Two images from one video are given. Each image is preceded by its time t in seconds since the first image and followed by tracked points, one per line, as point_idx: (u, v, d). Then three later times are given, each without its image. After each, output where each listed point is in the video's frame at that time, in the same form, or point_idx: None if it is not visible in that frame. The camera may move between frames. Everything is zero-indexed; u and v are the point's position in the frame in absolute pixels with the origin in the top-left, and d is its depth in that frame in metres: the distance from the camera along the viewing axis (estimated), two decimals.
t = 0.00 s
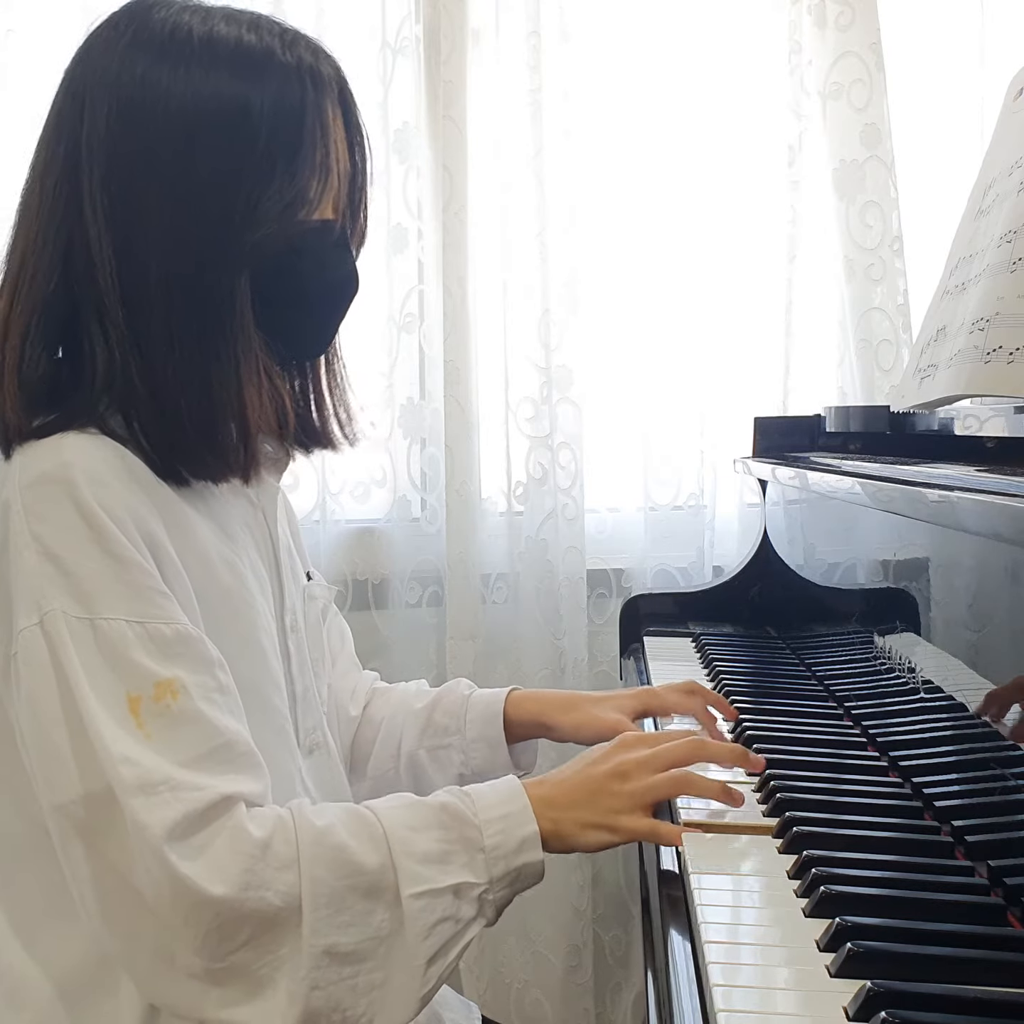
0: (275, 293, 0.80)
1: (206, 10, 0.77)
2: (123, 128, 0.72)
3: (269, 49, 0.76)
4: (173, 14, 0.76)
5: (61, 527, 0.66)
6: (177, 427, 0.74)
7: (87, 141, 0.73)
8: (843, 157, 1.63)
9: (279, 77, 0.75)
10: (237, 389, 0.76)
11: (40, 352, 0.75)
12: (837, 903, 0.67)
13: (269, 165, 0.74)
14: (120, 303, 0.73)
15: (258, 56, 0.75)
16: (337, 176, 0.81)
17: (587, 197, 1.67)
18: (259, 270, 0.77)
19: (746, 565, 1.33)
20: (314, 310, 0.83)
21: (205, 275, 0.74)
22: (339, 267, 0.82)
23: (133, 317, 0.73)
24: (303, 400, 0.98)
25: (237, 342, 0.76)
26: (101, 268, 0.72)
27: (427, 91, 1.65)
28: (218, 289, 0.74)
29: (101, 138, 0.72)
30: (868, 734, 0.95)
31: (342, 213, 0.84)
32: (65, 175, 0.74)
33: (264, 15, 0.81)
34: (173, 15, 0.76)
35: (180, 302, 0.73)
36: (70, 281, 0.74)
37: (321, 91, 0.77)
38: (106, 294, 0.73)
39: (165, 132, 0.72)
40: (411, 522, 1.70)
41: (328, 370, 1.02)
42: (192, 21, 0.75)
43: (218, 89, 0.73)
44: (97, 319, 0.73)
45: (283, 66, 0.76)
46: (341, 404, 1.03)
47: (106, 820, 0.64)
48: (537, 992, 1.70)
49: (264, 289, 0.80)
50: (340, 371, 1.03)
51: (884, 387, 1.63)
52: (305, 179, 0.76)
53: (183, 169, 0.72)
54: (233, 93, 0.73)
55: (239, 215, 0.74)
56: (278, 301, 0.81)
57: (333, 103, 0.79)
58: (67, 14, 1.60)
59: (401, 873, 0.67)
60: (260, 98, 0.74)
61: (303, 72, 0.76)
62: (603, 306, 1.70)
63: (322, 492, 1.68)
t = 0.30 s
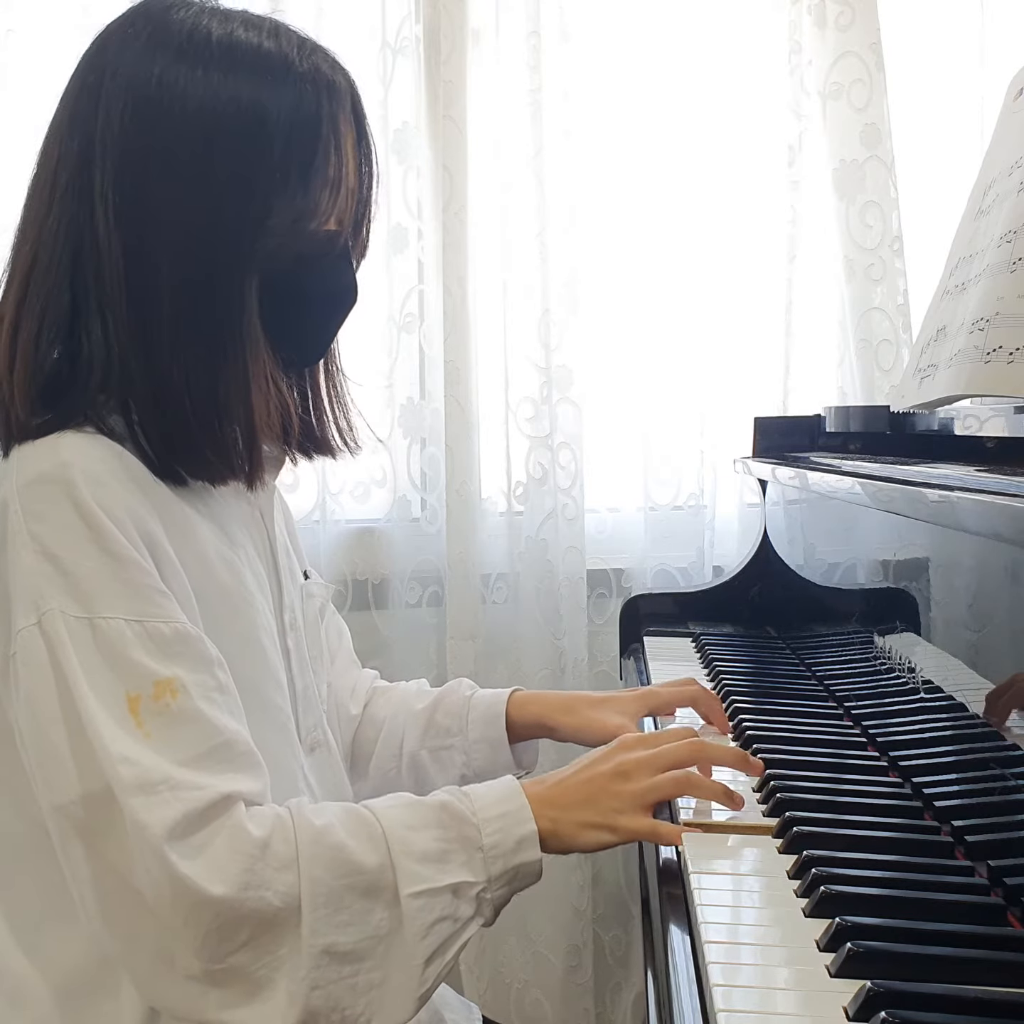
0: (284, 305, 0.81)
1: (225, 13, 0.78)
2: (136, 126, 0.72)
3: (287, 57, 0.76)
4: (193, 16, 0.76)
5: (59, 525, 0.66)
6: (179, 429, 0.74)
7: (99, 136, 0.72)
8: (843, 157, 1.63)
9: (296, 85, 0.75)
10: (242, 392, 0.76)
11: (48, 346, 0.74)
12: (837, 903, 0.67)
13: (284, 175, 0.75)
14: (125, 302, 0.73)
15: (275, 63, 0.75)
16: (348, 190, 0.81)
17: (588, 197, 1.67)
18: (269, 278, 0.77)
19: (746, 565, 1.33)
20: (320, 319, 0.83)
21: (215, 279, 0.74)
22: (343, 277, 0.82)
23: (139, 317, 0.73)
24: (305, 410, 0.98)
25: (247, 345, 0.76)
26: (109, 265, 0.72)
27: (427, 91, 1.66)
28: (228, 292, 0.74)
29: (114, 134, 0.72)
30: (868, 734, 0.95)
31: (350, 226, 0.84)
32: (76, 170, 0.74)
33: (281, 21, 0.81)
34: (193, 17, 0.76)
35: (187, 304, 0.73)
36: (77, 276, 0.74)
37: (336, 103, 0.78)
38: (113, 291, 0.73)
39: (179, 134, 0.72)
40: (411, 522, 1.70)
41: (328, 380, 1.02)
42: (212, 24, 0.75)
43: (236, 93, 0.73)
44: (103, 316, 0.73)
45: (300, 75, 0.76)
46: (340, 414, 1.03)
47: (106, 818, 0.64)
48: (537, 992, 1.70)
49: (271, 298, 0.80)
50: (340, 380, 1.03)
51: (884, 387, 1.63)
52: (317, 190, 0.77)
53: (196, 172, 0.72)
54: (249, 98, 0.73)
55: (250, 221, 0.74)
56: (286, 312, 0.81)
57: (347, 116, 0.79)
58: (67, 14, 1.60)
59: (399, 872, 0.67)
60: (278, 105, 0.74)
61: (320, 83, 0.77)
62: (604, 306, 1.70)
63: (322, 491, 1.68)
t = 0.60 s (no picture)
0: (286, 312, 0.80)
1: (225, 19, 0.78)
2: (133, 129, 0.72)
3: (286, 63, 0.76)
4: (191, 21, 0.76)
5: (48, 531, 0.66)
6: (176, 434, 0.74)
7: (98, 140, 0.72)
8: (843, 157, 1.63)
9: (293, 90, 0.75)
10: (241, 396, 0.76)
11: (45, 351, 0.74)
12: (837, 903, 0.67)
13: (283, 181, 0.75)
14: (121, 306, 0.73)
15: (274, 69, 0.75)
16: (347, 196, 0.81)
17: (587, 197, 1.67)
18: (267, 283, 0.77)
19: (746, 565, 1.33)
20: (318, 324, 0.83)
21: (214, 283, 0.73)
22: (341, 286, 0.83)
23: (135, 322, 0.73)
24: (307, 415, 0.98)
25: (246, 349, 0.76)
26: (107, 269, 0.72)
27: (427, 91, 1.65)
28: (227, 297, 0.74)
29: (113, 138, 0.72)
30: (868, 734, 0.95)
31: (348, 232, 0.84)
32: (73, 174, 0.74)
33: (282, 27, 0.81)
34: (193, 23, 0.76)
35: (186, 310, 0.73)
36: (73, 280, 0.74)
37: (334, 108, 0.78)
38: (110, 296, 0.73)
39: (177, 139, 0.72)
40: (411, 522, 1.70)
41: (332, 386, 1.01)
42: (212, 30, 0.76)
43: (235, 99, 0.73)
44: (99, 321, 0.73)
45: (298, 81, 0.76)
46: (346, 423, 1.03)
47: (85, 826, 0.63)
48: (537, 992, 1.70)
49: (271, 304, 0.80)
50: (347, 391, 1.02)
51: (884, 387, 1.63)
52: (314, 195, 0.77)
53: (193, 177, 0.72)
54: (247, 103, 0.73)
55: (249, 227, 0.74)
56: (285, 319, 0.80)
57: (345, 122, 0.79)
58: (67, 14, 1.60)
59: (384, 879, 0.66)
60: (276, 110, 0.74)
61: (317, 88, 0.77)
62: (603, 306, 1.70)
63: (322, 492, 1.68)
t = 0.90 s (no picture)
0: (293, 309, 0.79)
1: (229, 16, 0.78)
2: (140, 126, 0.72)
3: (291, 57, 0.76)
4: (197, 16, 0.76)
5: (55, 533, 0.66)
6: (185, 430, 0.74)
7: (104, 139, 0.73)
8: (843, 157, 1.63)
9: (298, 83, 0.75)
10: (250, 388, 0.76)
11: (51, 351, 0.74)
12: (837, 903, 0.67)
13: (290, 173, 0.75)
14: (129, 304, 0.72)
15: (280, 63, 0.75)
16: (355, 190, 0.81)
17: (588, 197, 1.67)
18: (275, 279, 0.77)
19: (746, 565, 1.33)
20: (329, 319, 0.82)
21: (223, 278, 0.74)
22: (351, 282, 0.82)
23: (143, 320, 0.73)
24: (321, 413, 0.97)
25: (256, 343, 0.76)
26: (113, 267, 0.72)
27: (427, 91, 1.65)
28: (234, 291, 0.74)
29: (118, 136, 0.72)
30: (868, 734, 0.95)
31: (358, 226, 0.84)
32: (81, 172, 0.74)
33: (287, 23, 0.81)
34: (196, 20, 0.76)
35: (195, 308, 0.73)
36: (81, 280, 0.74)
37: (340, 100, 0.78)
38: (117, 294, 0.72)
39: (183, 135, 0.72)
40: (411, 522, 1.70)
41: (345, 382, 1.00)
42: (217, 26, 0.76)
43: (240, 95, 0.73)
44: (107, 320, 0.73)
45: (302, 74, 0.76)
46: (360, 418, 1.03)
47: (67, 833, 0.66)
48: (538, 992, 1.70)
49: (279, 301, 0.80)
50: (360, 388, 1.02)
51: (884, 387, 1.63)
52: (322, 187, 0.77)
53: (200, 173, 0.72)
54: (253, 98, 0.74)
55: (255, 223, 0.74)
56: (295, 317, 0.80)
57: (351, 113, 0.79)
58: (67, 15, 1.60)
59: (356, 923, 0.64)
60: (282, 104, 0.74)
61: (322, 79, 0.77)
62: (603, 306, 1.69)
63: (322, 492, 1.68)
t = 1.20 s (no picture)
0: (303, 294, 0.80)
1: (224, 5, 0.78)
2: (144, 119, 0.72)
3: (290, 43, 0.76)
4: (193, 8, 0.76)
5: (58, 527, 0.66)
6: (199, 420, 0.74)
7: (106, 133, 0.73)
8: (843, 157, 1.63)
9: (299, 69, 0.76)
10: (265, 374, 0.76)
11: (59, 345, 0.74)
12: (837, 903, 0.67)
13: (296, 158, 0.75)
14: (138, 296, 0.72)
15: (278, 51, 0.75)
16: (361, 173, 0.81)
17: (588, 196, 1.67)
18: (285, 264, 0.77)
19: (747, 565, 1.33)
20: (340, 305, 0.82)
21: (233, 267, 0.74)
22: (365, 265, 0.82)
23: (153, 311, 0.73)
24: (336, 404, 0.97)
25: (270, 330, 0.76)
26: (121, 260, 0.72)
27: (427, 92, 1.65)
28: (246, 279, 0.74)
29: (121, 130, 0.72)
30: (868, 734, 0.95)
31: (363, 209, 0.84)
32: (84, 166, 0.74)
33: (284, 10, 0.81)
34: (192, 11, 0.76)
35: (206, 297, 0.73)
36: (88, 274, 0.74)
37: (341, 85, 0.78)
38: (125, 288, 0.72)
39: (188, 126, 0.72)
40: (411, 522, 1.70)
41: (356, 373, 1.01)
42: (212, 16, 0.76)
43: (242, 84, 0.73)
44: (115, 313, 0.73)
45: (302, 59, 0.76)
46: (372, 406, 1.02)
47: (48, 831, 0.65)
48: (537, 992, 1.70)
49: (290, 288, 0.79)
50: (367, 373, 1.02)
51: (884, 387, 1.63)
52: (328, 170, 0.77)
53: (205, 162, 0.72)
54: (255, 87, 0.74)
55: (263, 209, 0.74)
56: (305, 302, 0.80)
57: (353, 97, 0.79)
58: (68, 15, 1.60)
59: (327, 927, 0.61)
60: (284, 91, 0.74)
61: (322, 64, 0.77)
62: (603, 305, 1.69)
63: (322, 492, 1.68)
